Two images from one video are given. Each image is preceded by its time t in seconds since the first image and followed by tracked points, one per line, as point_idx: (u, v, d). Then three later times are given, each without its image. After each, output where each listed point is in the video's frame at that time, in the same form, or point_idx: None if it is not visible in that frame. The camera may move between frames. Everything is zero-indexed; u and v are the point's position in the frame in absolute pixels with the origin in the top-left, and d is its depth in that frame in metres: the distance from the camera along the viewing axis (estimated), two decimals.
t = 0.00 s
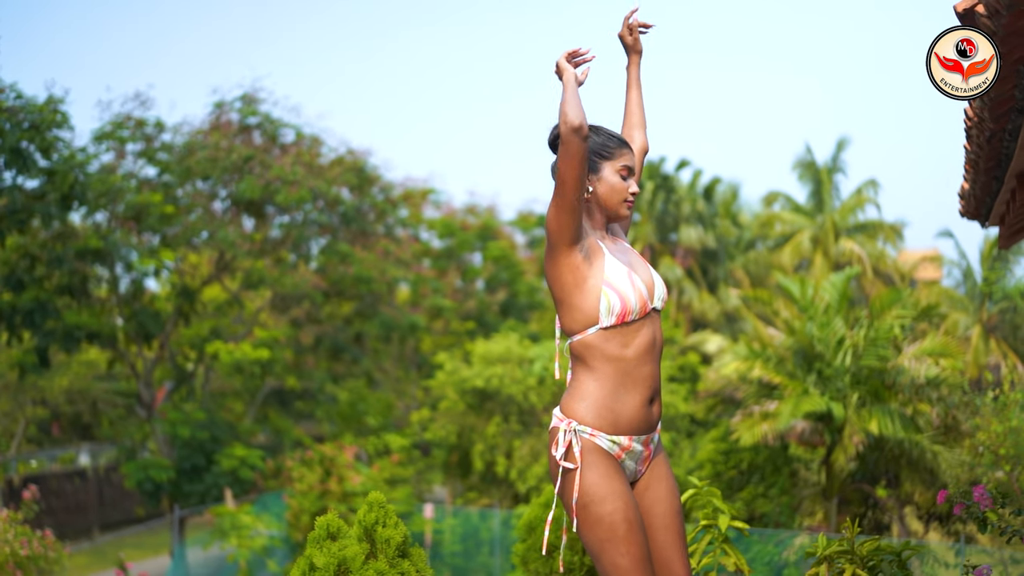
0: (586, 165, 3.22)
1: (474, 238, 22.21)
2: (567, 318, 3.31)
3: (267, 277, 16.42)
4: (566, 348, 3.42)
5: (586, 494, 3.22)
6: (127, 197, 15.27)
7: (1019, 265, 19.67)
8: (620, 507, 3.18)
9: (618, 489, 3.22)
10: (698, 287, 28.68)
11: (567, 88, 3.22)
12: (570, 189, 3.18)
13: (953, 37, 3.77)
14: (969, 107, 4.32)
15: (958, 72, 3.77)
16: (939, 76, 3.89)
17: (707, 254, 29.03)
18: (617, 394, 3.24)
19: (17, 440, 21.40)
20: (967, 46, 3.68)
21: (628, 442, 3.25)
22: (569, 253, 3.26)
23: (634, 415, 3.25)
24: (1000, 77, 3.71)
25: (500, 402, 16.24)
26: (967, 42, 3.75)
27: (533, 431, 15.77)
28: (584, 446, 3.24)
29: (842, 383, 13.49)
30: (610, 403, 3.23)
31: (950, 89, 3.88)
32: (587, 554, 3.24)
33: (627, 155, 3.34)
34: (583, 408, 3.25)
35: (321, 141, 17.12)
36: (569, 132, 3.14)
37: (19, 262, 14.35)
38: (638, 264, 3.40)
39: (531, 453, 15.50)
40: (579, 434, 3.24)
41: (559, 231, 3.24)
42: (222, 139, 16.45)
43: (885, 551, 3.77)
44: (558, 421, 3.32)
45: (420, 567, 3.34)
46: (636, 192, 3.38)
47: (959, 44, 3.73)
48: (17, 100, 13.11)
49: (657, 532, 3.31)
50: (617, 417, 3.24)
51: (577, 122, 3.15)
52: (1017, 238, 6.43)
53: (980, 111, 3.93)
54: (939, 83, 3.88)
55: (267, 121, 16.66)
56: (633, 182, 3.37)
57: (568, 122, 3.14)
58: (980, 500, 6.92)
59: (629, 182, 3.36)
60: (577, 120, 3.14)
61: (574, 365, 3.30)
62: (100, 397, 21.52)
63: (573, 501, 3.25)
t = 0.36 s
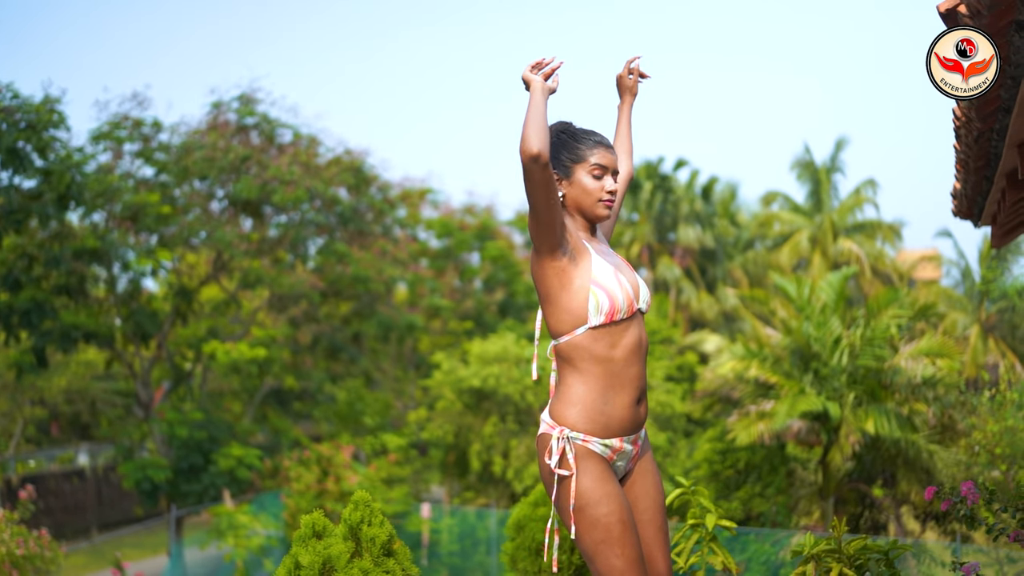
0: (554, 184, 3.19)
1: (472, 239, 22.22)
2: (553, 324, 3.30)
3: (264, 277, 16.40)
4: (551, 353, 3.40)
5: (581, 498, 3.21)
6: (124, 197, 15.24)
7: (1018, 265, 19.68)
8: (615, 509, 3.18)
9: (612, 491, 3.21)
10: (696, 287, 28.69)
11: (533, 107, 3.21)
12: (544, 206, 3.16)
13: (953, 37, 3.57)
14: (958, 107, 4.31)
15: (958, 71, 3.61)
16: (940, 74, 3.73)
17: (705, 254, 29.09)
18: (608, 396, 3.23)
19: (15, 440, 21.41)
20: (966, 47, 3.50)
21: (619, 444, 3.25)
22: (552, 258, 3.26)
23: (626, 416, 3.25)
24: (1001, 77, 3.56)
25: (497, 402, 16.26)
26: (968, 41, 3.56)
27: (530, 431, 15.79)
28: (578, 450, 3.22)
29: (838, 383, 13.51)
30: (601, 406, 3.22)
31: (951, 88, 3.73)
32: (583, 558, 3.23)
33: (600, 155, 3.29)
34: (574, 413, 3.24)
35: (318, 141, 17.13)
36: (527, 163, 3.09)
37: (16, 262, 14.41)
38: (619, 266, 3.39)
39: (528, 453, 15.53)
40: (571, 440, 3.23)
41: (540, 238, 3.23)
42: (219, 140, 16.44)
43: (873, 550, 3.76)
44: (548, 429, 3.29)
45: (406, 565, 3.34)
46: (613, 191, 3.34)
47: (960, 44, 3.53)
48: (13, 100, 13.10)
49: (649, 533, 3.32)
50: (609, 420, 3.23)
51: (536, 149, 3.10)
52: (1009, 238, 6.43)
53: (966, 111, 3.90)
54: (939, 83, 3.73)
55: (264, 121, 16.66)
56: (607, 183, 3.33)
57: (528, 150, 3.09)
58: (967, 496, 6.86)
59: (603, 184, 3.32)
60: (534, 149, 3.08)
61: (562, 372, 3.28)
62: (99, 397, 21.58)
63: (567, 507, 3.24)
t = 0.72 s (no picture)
0: (523, 196, 3.20)
1: (469, 238, 22.17)
2: (535, 323, 3.29)
3: (260, 276, 16.29)
4: (532, 353, 3.40)
5: (567, 500, 3.21)
6: (120, 197, 15.24)
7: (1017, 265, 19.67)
8: (601, 510, 3.19)
9: (597, 493, 3.22)
10: (694, 287, 28.69)
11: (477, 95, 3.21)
12: (514, 216, 3.19)
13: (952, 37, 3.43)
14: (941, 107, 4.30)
15: (958, 72, 3.52)
16: (939, 75, 3.64)
17: (703, 254, 29.16)
18: (592, 395, 3.23)
19: (12, 440, 21.44)
20: (966, 48, 3.35)
21: (603, 444, 3.26)
22: (531, 258, 3.29)
23: (610, 416, 3.26)
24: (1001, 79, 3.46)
25: (493, 402, 16.26)
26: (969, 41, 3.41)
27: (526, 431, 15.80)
28: (564, 452, 3.21)
29: (833, 382, 13.55)
30: (585, 406, 3.22)
31: (951, 88, 3.65)
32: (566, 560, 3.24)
33: (570, 158, 3.29)
34: (559, 415, 3.23)
35: (314, 142, 17.13)
36: (491, 187, 3.12)
37: (12, 262, 14.49)
38: (600, 266, 3.39)
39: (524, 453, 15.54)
40: (558, 443, 3.22)
41: (516, 242, 3.27)
42: (216, 140, 16.44)
43: (855, 550, 3.77)
44: (533, 431, 3.27)
45: (386, 565, 3.34)
46: (586, 194, 3.33)
47: (961, 45, 3.38)
48: (8, 100, 13.10)
49: (632, 533, 3.33)
50: (593, 420, 3.23)
51: (495, 169, 3.11)
52: (998, 237, 6.44)
53: (949, 111, 3.88)
54: (939, 83, 3.63)
55: (261, 122, 16.62)
56: (579, 187, 3.32)
57: (487, 171, 3.10)
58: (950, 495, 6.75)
59: (575, 187, 3.32)
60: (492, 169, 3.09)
61: (544, 374, 3.27)
62: (96, 398, 21.81)
63: (555, 510, 3.24)
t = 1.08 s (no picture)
0: (500, 198, 3.22)
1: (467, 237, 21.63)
2: (516, 321, 3.29)
3: (257, 276, 16.32)
4: (512, 350, 3.40)
5: (550, 499, 3.22)
6: (117, 196, 15.26)
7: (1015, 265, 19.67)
8: (583, 509, 3.20)
9: (579, 492, 3.23)
10: (692, 287, 28.68)
11: (434, 99, 3.12)
12: (490, 217, 3.21)
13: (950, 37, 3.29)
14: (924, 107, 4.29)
15: (958, 72, 3.37)
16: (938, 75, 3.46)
17: (701, 253, 29.18)
18: (574, 393, 3.23)
19: (11, 440, 21.48)
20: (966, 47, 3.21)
21: (585, 442, 3.28)
22: (508, 258, 3.31)
23: (592, 415, 3.27)
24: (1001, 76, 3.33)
25: (489, 402, 16.28)
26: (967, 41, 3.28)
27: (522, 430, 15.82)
28: (548, 451, 3.22)
29: (828, 382, 13.49)
30: (569, 405, 3.22)
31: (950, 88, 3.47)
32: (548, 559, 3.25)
33: (545, 160, 3.31)
34: (541, 413, 3.23)
35: (311, 142, 17.14)
36: (465, 191, 3.13)
37: (9, 261, 14.42)
38: (578, 266, 3.41)
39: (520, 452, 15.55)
40: (543, 442, 3.21)
41: (493, 241, 3.29)
42: (213, 139, 16.46)
43: (836, 549, 3.78)
44: (517, 431, 3.26)
45: (367, 564, 3.20)
46: (561, 198, 3.35)
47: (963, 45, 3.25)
48: (4, 100, 13.12)
49: (612, 531, 3.36)
50: (576, 419, 3.24)
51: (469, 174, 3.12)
52: (988, 237, 6.45)
53: (931, 111, 3.85)
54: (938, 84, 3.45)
55: (258, 122, 16.66)
56: (555, 191, 3.34)
57: (461, 174, 3.12)
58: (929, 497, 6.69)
59: (551, 191, 3.34)
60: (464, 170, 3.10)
61: (524, 374, 3.27)
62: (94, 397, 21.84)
63: (537, 509, 3.24)
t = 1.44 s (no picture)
0: (476, 207, 3.24)
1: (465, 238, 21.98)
2: (494, 319, 3.32)
3: (254, 276, 16.35)
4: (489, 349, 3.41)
5: (529, 497, 3.22)
6: (115, 196, 15.28)
7: (1014, 265, 19.65)
8: (559, 508, 3.23)
9: (556, 491, 3.26)
10: (691, 287, 28.69)
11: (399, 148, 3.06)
12: (470, 227, 3.23)
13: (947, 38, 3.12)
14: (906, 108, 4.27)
15: (957, 72, 3.20)
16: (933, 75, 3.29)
17: (700, 253, 29.19)
18: (552, 390, 3.26)
19: (11, 439, 21.54)
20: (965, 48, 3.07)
21: (561, 441, 3.31)
22: (486, 261, 3.33)
23: (569, 414, 3.31)
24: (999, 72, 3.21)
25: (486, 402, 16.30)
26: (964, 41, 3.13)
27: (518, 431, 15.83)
28: (528, 449, 3.22)
29: (825, 382, 13.55)
30: (548, 401, 3.25)
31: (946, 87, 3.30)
32: (522, 559, 3.25)
33: (520, 165, 3.34)
34: (520, 409, 3.24)
35: (308, 142, 17.16)
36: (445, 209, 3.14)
37: (7, 262, 14.47)
38: (553, 270, 3.44)
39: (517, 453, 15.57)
40: (524, 438, 3.22)
41: (471, 248, 3.31)
42: (210, 139, 16.50)
43: (818, 548, 3.80)
44: (496, 428, 3.26)
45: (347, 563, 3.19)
46: (536, 203, 3.38)
47: (963, 45, 3.08)
48: (1, 100, 13.16)
49: (584, 532, 3.39)
50: (553, 415, 3.26)
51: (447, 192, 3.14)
52: (979, 237, 6.46)
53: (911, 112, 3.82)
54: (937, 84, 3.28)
55: (255, 122, 16.72)
56: (531, 196, 3.37)
57: (438, 196, 3.12)
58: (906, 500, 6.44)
59: (528, 196, 3.37)
60: (442, 190, 3.10)
61: (501, 370, 3.29)
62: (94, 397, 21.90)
63: (514, 507, 3.24)
